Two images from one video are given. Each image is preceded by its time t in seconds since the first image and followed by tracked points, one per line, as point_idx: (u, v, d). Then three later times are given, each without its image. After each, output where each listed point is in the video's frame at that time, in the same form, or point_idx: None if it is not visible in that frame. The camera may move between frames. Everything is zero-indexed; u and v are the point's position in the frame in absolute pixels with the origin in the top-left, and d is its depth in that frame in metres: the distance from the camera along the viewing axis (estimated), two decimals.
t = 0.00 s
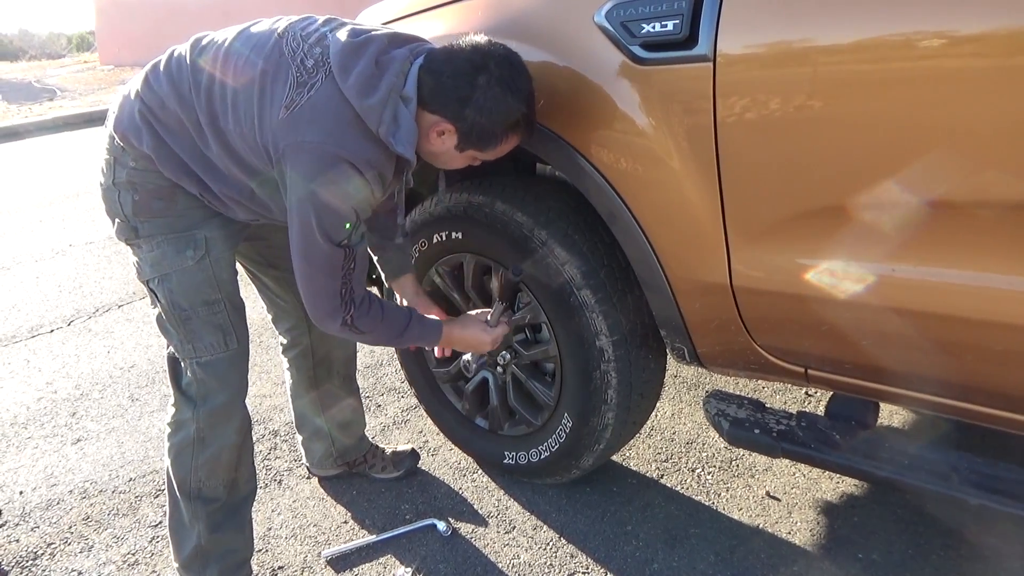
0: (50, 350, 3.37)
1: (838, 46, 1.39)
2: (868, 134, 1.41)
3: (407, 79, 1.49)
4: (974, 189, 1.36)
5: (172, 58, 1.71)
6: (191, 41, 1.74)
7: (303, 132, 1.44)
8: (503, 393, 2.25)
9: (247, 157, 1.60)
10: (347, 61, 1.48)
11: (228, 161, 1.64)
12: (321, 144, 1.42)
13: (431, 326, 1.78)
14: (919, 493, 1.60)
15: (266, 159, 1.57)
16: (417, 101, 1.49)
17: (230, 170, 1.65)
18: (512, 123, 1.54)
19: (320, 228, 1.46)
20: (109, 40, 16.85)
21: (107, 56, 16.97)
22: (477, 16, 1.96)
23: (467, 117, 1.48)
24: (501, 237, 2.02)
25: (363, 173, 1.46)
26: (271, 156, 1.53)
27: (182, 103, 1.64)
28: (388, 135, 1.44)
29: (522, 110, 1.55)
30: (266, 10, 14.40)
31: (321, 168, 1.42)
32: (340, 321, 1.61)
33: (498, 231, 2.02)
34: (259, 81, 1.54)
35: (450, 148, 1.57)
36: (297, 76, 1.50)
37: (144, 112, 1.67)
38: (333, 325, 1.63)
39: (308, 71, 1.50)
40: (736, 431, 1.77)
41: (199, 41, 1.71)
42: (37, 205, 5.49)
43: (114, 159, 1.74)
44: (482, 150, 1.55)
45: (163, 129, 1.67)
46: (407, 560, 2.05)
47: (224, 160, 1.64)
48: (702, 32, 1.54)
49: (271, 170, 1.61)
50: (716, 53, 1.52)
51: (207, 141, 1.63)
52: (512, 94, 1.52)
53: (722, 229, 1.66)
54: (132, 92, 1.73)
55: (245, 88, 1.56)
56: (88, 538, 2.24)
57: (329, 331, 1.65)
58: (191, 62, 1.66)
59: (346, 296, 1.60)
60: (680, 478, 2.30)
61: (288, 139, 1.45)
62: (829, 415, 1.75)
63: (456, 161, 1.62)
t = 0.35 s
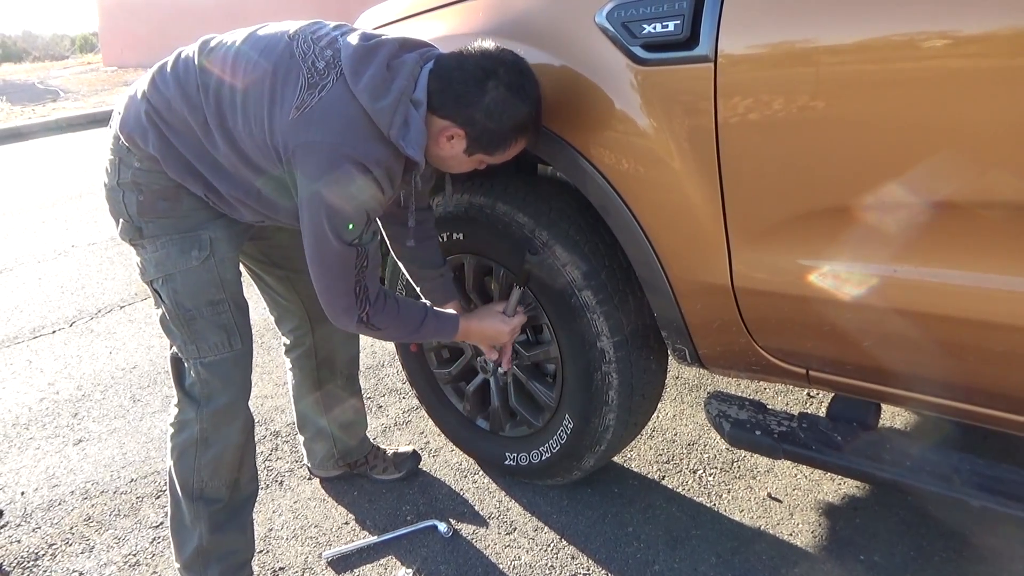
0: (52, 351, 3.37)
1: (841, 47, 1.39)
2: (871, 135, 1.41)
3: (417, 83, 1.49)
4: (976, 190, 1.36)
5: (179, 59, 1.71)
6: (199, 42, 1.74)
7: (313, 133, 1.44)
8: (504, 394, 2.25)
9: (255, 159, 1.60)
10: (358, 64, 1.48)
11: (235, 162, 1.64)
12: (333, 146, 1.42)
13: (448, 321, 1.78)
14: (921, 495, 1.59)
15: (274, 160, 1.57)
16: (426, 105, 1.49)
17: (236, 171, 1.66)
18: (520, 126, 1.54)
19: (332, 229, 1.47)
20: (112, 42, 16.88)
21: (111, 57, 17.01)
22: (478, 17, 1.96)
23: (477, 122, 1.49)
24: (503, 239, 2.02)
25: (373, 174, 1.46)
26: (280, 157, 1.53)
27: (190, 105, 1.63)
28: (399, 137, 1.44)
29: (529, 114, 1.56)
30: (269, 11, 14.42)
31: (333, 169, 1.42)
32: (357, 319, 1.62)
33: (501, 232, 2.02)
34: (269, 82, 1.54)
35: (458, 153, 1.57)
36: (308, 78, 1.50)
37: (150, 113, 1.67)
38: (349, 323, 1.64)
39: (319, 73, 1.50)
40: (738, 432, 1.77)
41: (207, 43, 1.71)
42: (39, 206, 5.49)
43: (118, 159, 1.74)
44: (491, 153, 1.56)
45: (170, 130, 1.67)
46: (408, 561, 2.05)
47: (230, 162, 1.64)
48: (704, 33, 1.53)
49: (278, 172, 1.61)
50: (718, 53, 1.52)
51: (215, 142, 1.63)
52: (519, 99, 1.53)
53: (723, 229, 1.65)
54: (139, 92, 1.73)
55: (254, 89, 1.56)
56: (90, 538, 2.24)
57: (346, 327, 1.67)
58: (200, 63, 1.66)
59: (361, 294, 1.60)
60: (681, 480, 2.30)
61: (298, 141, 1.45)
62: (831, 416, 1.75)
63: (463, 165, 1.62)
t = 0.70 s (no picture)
0: (53, 352, 3.38)
1: (843, 47, 1.38)
2: (873, 136, 1.40)
3: (421, 85, 1.50)
4: (978, 191, 1.36)
5: (180, 60, 1.71)
6: (200, 43, 1.74)
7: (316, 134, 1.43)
8: (505, 395, 2.24)
9: (256, 160, 1.60)
10: (361, 65, 1.48)
11: (237, 163, 1.64)
12: (335, 147, 1.42)
13: (453, 323, 1.78)
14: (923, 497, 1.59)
15: (275, 161, 1.57)
16: (430, 107, 1.49)
17: (237, 172, 1.65)
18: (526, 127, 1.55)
19: (335, 230, 1.47)
20: (114, 43, 16.91)
21: (113, 57, 17.03)
22: (478, 19, 1.96)
23: (483, 125, 1.49)
24: (504, 240, 2.02)
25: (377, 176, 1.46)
26: (281, 158, 1.53)
27: (191, 106, 1.63)
28: (402, 139, 1.44)
29: (534, 114, 1.56)
30: (271, 12, 14.44)
31: (337, 170, 1.42)
32: (364, 321, 1.63)
33: (502, 232, 2.01)
34: (271, 84, 1.54)
35: (464, 156, 1.57)
36: (310, 79, 1.50)
37: (151, 114, 1.67)
38: (356, 326, 1.64)
39: (322, 74, 1.50)
40: (738, 433, 1.76)
41: (208, 44, 1.71)
42: (41, 207, 5.50)
43: (119, 160, 1.74)
44: (497, 154, 1.57)
45: (171, 131, 1.66)
46: (409, 563, 2.05)
47: (232, 163, 1.64)
48: (705, 33, 1.53)
49: (279, 173, 1.61)
50: (718, 54, 1.51)
51: (216, 143, 1.63)
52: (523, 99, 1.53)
53: (724, 231, 1.65)
54: (140, 93, 1.73)
55: (256, 91, 1.56)
56: (91, 540, 2.24)
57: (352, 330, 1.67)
58: (201, 64, 1.66)
59: (367, 296, 1.61)
60: (683, 481, 2.29)
61: (300, 142, 1.45)
62: (832, 417, 1.74)
63: (467, 167, 1.62)
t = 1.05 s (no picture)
0: (54, 354, 3.38)
1: (844, 47, 1.38)
2: (873, 136, 1.40)
3: (421, 85, 1.50)
4: (978, 190, 1.35)
5: (182, 61, 1.72)
6: (202, 44, 1.75)
7: (316, 132, 1.43)
8: (506, 396, 2.24)
9: (256, 160, 1.60)
10: (362, 65, 1.49)
11: (237, 163, 1.64)
12: (335, 146, 1.42)
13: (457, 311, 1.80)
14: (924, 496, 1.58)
15: (276, 161, 1.57)
16: (430, 108, 1.49)
17: (238, 172, 1.66)
18: (526, 127, 1.55)
19: (336, 228, 1.46)
20: (116, 44, 16.94)
21: (114, 59, 17.06)
22: (478, 19, 1.96)
23: (483, 125, 1.50)
24: (504, 240, 2.02)
25: (377, 175, 1.46)
26: (281, 157, 1.53)
27: (192, 106, 1.63)
28: (402, 139, 1.44)
29: (535, 115, 1.56)
30: (272, 14, 14.46)
31: (337, 169, 1.42)
32: (374, 319, 1.63)
33: (504, 232, 2.01)
34: (272, 83, 1.54)
35: (464, 156, 1.57)
36: (311, 78, 1.50)
37: (152, 114, 1.67)
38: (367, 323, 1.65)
39: (323, 74, 1.50)
40: (739, 433, 1.76)
41: (210, 45, 1.71)
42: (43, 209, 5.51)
43: (120, 161, 1.74)
44: (498, 155, 1.57)
45: (171, 131, 1.66)
46: (409, 563, 2.05)
47: (232, 163, 1.64)
48: (705, 34, 1.53)
49: (280, 172, 1.61)
50: (719, 54, 1.51)
51: (217, 143, 1.63)
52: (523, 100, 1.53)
53: (725, 231, 1.65)
54: (141, 93, 1.73)
55: (257, 90, 1.56)
56: (92, 541, 2.24)
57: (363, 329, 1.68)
58: (203, 65, 1.66)
59: (374, 293, 1.62)
60: (683, 482, 2.29)
61: (300, 140, 1.45)
62: (833, 418, 1.74)
63: (468, 169, 1.62)
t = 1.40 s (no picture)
0: (57, 356, 3.38)
1: (846, 48, 1.38)
2: (874, 136, 1.40)
3: (425, 82, 1.51)
4: (979, 191, 1.35)
5: (181, 63, 1.72)
6: (201, 47, 1.75)
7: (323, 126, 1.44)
8: (507, 397, 2.24)
9: (259, 158, 1.60)
10: (367, 61, 1.49)
11: (240, 163, 1.63)
12: (341, 138, 1.42)
13: (495, 281, 1.74)
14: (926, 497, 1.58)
15: (280, 158, 1.56)
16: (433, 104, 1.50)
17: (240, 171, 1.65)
18: (528, 128, 1.54)
19: (350, 220, 1.45)
20: (117, 47, 16.97)
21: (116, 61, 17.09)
22: (479, 21, 1.96)
23: (484, 125, 1.50)
24: (506, 240, 2.02)
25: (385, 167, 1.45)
26: (285, 155, 1.53)
27: (194, 107, 1.64)
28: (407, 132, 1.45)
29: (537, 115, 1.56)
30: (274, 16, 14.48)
31: (345, 161, 1.42)
32: (403, 311, 1.61)
33: (505, 233, 2.01)
34: (275, 81, 1.55)
35: (466, 157, 1.57)
36: (315, 74, 1.51)
37: (153, 115, 1.67)
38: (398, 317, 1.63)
39: (327, 70, 1.51)
40: (740, 434, 1.76)
41: (211, 46, 1.72)
42: (45, 211, 5.52)
43: (120, 164, 1.73)
44: (499, 157, 1.56)
45: (173, 132, 1.66)
46: (411, 564, 2.04)
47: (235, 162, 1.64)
48: (705, 35, 1.53)
49: (283, 170, 1.60)
50: (720, 55, 1.51)
51: (219, 143, 1.63)
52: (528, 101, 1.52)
53: (725, 232, 1.65)
54: (141, 96, 1.73)
55: (261, 88, 1.57)
56: (93, 542, 2.24)
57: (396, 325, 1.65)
58: (204, 66, 1.67)
59: (401, 284, 1.60)
60: (685, 482, 2.29)
61: (306, 134, 1.45)
62: (835, 419, 1.74)
63: (469, 170, 1.62)
